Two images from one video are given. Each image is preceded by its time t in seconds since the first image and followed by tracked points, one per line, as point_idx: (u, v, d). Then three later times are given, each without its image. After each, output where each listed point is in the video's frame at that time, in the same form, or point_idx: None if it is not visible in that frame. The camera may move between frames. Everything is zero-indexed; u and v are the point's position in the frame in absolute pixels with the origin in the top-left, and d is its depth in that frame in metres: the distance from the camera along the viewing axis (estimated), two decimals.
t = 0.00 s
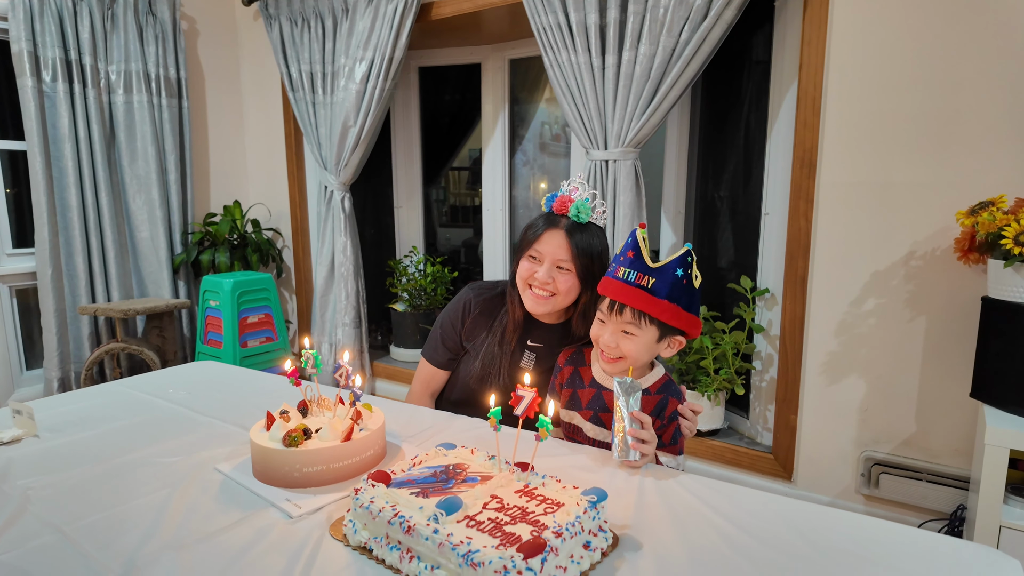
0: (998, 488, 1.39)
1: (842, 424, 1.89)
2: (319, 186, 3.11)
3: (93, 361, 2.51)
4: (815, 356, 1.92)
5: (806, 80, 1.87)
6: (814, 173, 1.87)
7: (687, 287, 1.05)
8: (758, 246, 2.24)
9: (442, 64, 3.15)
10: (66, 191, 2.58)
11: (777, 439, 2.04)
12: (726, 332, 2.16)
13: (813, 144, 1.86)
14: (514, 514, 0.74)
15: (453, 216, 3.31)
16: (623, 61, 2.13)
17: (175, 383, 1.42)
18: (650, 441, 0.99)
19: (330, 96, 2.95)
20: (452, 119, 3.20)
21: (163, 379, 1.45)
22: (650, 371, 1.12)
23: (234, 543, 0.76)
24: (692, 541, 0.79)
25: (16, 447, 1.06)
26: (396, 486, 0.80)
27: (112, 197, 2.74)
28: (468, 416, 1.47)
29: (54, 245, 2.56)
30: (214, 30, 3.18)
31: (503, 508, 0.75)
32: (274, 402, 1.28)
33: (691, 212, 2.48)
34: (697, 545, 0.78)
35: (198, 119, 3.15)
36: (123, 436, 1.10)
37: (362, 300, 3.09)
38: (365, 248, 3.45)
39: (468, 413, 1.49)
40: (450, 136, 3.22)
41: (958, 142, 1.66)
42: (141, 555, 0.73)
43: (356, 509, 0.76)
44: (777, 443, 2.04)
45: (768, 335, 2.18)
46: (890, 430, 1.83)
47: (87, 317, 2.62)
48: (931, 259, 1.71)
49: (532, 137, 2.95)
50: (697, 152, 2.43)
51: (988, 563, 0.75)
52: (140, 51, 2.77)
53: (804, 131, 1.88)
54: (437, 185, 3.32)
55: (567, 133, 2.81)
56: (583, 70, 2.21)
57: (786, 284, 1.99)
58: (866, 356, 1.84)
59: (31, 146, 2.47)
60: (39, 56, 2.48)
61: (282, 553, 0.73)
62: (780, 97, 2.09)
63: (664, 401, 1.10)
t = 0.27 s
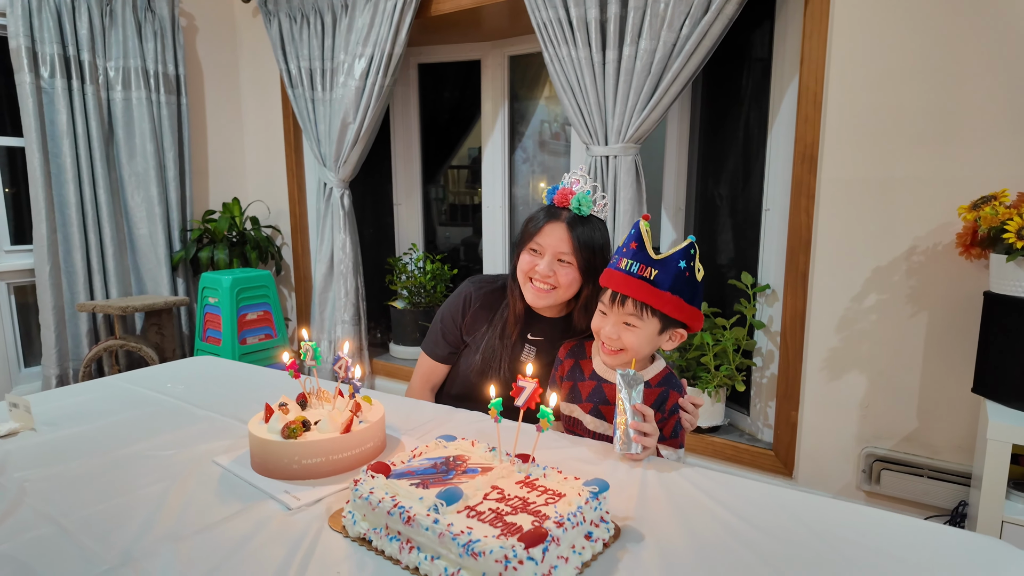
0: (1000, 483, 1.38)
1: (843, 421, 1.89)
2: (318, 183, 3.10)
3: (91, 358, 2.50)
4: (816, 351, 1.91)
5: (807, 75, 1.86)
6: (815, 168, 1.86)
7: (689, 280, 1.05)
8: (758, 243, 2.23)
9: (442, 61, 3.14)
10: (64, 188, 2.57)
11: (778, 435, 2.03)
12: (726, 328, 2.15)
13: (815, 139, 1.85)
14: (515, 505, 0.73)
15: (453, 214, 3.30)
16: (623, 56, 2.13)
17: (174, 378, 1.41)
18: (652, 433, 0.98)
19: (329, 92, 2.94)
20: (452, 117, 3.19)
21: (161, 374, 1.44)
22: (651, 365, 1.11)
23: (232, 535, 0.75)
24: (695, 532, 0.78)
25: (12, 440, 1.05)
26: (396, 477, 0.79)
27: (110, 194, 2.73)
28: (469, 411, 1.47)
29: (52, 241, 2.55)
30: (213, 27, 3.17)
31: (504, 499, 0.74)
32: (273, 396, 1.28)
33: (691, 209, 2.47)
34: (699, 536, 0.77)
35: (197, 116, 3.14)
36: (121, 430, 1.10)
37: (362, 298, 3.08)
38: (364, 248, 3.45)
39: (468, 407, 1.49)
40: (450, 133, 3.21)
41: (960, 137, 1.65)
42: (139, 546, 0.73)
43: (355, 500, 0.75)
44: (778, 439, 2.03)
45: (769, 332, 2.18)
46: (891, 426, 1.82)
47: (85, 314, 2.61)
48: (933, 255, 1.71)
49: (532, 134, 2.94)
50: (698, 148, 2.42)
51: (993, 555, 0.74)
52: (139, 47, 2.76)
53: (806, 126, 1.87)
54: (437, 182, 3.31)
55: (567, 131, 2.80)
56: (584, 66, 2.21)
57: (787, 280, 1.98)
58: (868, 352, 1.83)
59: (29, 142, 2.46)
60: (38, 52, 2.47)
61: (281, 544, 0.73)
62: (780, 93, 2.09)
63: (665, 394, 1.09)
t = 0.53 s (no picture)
0: (999, 480, 1.37)
1: (841, 418, 1.88)
2: (315, 181, 3.09)
3: (86, 356, 2.49)
4: (814, 348, 1.90)
5: (805, 69, 1.84)
6: (813, 164, 1.85)
7: (680, 272, 1.03)
8: (756, 240, 2.22)
9: (439, 58, 3.12)
10: (59, 185, 2.56)
11: (776, 433, 2.02)
12: (724, 325, 2.14)
13: (812, 135, 1.84)
14: (504, 500, 0.72)
15: (452, 213, 3.28)
16: (620, 52, 2.11)
17: (165, 374, 1.40)
18: (646, 429, 0.97)
19: (326, 89, 2.92)
20: (449, 114, 3.18)
21: (153, 370, 1.43)
22: (644, 358, 1.10)
23: (217, 530, 0.74)
24: (687, 528, 0.77)
25: None
26: (384, 473, 0.78)
27: (106, 191, 2.72)
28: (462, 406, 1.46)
29: (47, 239, 2.53)
30: (209, 24, 3.15)
31: (493, 494, 0.73)
32: (265, 392, 1.26)
33: (689, 206, 2.46)
34: (692, 531, 0.76)
35: (193, 114, 3.12)
36: (110, 426, 1.08)
37: (359, 296, 3.07)
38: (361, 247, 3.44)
39: (461, 403, 1.48)
40: (447, 131, 3.20)
41: (958, 132, 1.64)
42: (122, 542, 0.71)
43: (341, 496, 0.74)
44: (776, 436, 2.02)
45: (766, 329, 2.17)
46: (890, 423, 1.81)
47: (81, 312, 2.60)
48: (931, 251, 1.70)
49: (530, 132, 2.93)
50: (695, 145, 2.41)
51: (991, 551, 0.73)
52: (134, 44, 2.74)
53: (803, 121, 1.86)
54: (434, 181, 3.29)
55: (565, 128, 2.78)
56: (581, 62, 2.19)
57: (784, 276, 1.97)
58: (866, 349, 1.82)
59: (24, 139, 2.45)
60: (32, 49, 2.46)
61: (266, 540, 0.71)
62: (778, 89, 2.07)
63: (658, 388, 1.07)
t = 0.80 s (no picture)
0: (998, 481, 1.36)
1: (839, 418, 1.86)
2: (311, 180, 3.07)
3: (81, 356, 2.47)
4: (811, 348, 1.89)
5: (803, 66, 1.82)
6: (810, 162, 1.84)
7: (667, 267, 1.02)
8: (753, 238, 2.20)
9: (436, 56, 3.10)
10: (54, 184, 2.54)
11: (773, 433, 2.00)
12: (721, 325, 2.12)
13: (810, 133, 1.82)
14: (491, 505, 0.71)
15: (450, 213, 3.26)
16: (617, 49, 2.09)
17: (155, 375, 1.38)
18: (638, 432, 0.95)
19: (322, 87, 2.91)
20: (447, 113, 3.16)
21: (144, 371, 1.41)
22: (634, 357, 1.09)
23: (200, 535, 0.72)
24: (679, 532, 0.75)
25: None
26: (370, 476, 0.77)
27: (100, 190, 2.70)
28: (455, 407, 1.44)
29: (41, 238, 2.52)
30: (204, 21, 3.13)
31: (480, 499, 0.72)
32: (255, 393, 1.25)
33: (686, 205, 2.45)
34: (684, 535, 0.74)
35: (189, 112, 3.10)
36: (96, 428, 1.07)
37: (355, 295, 3.05)
38: (358, 246, 3.42)
39: (453, 403, 1.46)
40: (445, 129, 3.18)
41: (956, 130, 1.62)
42: (101, 546, 0.70)
43: (327, 500, 0.73)
44: (773, 437, 2.00)
45: (764, 328, 2.15)
46: (888, 423, 1.80)
47: (75, 311, 2.58)
48: (930, 249, 1.68)
49: (528, 131, 2.91)
50: (693, 144, 2.39)
51: (988, 555, 0.72)
52: (129, 42, 2.72)
53: (801, 119, 1.84)
54: (432, 180, 3.27)
55: (563, 127, 2.77)
56: (577, 59, 2.17)
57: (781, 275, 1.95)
58: (864, 348, 1.80)
59: (18, 137, 2.43)
60: (26, 46, 2.44)
61: (249, 544, 0.70)
62: (776, 87, 2.06)
63: (649, 388, 1.07)
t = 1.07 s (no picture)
0: (994, 481, 1.35)
1: (836, 417, 1.86)
2: (308, 178, 3.06)
3: (77, 355, 2.46)
4: (808, 347, 1.88)
5: (800, 65, 1.81)
6: (807, 161, 1.83)
7: (656, 267, 1.02)
8: (751, 237, 2.20)
9: (433, 54, 3.09)
10: (49, 183, 2.53)
11: (770, 433, 2.00)
12: (718, 324, 2.11)
13: (807, 131, 1.81)
14: (480, 506, 0.70)
15: (449, 212, 3.25)
16: (613, 47, 2.08)
17: (148, 375, 1.37)
18: (631, 432, 0.95)
19: (319, 86, 2.90)
20: (444, 111, 3.15)
21: (137, 370, 1.41)
22: (627, 358, 1.09)
23: (187, 537, 0.71)
24: (670, 534, 0.75)
25: None
26: (359, 477, 0.76)
27: (96, 189, 2.69)
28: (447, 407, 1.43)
29: (37, 237, 2.51)
30: (201, 19, 3.12)
31: (469, 500, 0.71)
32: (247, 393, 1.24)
33: (684, 204, 2.44)
34: (676, 538, 0.74)
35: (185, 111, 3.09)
36: (86, 428, 1.06)
37: (353, 294, 3.04)
38: (355, 245, 3.41)
39: (446, 404, 1.46)
40: (442, 128, 3.17)
41: (953, 128, 1.62)
42: (86, 549, 0.69)
43: (314, 501, 0.72)
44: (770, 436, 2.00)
45: (761, 327, 2.15)
46: (885, 422, 1.79)
47: (71, 310, 2.57)
48: (927, 249, 1.68)
49: (526, 129, 2.90)
50: (690, 142, 2.38)
51: (981, 557, 0.71)
52: (125, 40, 2.71)
53: (798, 117, 1.83)
54: (430, 179, 3.26)
55: (561, 126, 2.76)
56: (574, 58, 2.17)
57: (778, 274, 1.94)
58: (861, 348, 1.80)
59: (13, 136, 2.42)
60: (21, 44, 2.43)
61: (235, 547, 0.69)
62: (774, 85, 2.05)
63: (642, 389, 1.06)
